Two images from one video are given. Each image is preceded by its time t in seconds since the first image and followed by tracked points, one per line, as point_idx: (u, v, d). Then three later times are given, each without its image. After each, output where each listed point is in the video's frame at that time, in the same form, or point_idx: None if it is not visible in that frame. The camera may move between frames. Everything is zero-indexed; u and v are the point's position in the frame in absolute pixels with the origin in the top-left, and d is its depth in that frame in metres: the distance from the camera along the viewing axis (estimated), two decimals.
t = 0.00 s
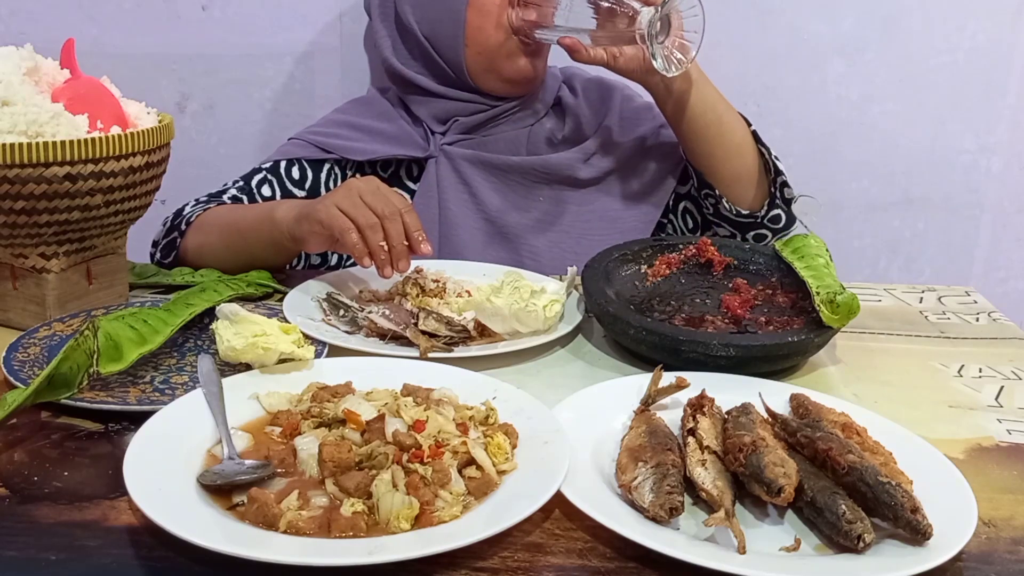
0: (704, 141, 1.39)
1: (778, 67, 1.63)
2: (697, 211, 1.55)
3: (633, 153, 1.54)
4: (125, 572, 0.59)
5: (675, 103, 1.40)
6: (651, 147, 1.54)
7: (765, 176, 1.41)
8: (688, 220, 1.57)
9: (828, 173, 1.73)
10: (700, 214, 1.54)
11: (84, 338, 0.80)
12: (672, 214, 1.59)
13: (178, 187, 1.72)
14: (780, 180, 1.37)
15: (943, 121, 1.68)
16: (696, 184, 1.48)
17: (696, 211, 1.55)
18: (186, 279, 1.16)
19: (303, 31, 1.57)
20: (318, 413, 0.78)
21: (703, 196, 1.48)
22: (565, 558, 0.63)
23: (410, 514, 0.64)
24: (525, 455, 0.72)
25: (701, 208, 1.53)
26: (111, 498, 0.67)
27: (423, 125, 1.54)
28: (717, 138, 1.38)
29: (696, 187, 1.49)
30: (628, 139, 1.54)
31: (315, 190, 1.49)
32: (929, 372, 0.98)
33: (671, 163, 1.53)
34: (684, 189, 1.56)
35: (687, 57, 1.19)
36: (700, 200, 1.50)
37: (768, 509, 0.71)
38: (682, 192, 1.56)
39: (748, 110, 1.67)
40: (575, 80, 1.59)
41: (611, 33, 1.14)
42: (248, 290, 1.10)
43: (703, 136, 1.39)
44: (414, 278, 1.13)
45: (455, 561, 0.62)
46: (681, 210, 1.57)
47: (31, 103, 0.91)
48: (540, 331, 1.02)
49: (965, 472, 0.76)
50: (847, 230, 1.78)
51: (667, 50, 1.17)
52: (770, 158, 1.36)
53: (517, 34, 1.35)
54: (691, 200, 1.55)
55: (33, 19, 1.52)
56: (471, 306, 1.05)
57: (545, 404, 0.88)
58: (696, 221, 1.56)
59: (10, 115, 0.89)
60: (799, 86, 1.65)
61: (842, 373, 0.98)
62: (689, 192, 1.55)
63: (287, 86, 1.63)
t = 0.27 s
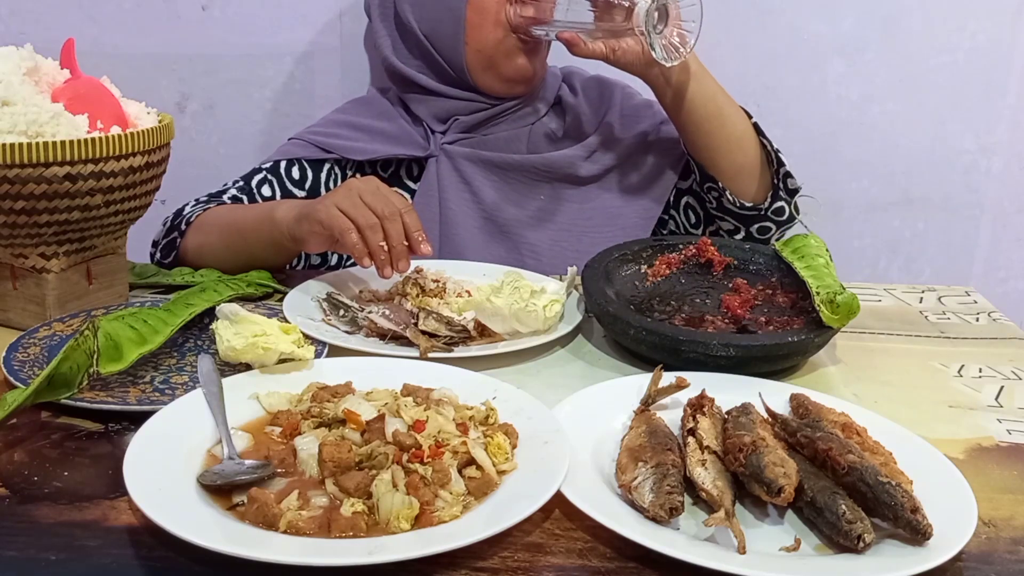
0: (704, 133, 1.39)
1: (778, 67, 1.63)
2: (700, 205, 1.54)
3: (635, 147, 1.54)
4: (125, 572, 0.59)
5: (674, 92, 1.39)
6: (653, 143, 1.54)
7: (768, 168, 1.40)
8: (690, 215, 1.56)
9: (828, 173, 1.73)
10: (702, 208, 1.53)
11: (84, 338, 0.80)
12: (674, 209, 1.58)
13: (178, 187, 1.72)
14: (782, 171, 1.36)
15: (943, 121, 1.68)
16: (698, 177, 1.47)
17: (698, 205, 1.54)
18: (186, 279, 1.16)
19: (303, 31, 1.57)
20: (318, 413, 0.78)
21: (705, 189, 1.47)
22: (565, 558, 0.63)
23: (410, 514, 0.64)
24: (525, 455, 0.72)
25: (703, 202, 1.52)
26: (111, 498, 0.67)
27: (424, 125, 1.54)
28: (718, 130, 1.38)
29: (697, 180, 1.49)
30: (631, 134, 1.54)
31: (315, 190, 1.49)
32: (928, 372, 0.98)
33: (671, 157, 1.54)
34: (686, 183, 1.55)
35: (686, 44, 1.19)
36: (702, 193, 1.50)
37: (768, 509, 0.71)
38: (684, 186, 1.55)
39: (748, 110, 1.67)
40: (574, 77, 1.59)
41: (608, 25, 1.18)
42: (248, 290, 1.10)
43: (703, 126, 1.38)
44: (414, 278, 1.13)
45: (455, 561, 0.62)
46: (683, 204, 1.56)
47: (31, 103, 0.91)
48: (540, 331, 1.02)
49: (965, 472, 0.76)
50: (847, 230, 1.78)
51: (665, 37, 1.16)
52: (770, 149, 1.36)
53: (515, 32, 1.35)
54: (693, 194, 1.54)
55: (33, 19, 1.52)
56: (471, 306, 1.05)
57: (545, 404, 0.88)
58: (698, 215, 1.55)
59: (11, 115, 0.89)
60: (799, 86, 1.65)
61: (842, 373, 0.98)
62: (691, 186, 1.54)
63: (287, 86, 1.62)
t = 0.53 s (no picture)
0: (704, 125, 1.38)
1: (778, 67, 1.63)
2: (701, 200, 1.53)
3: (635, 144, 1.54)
4: (125, 573, 0.59)
5: (673, 84, 1.38)
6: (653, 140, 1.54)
7: (770, 160, 1.39)
8: (692, 210, 1.55)
9: (828, 173, 1.73)
10: (704, 204, 1.52)
11: (84, 338, 0.80)
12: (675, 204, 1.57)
13: (178, 187, 1.72)
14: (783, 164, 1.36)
15: (943, 121, 1.68)
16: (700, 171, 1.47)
17: (700, 200, 1.53)
18: (186, 279, 1.16)
19: (303, 31, 1.57)
20: (318, 413, 0.78)
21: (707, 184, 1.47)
22: (565, 558, 0.63)
23: (410, 515, 0.64)
24: (525, 455, 0.72)
25: (705, 198, 1.51)
26: (111, 498, 0.67)
27: (424, 125, 1.54)
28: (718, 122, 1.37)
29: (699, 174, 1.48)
30: (632, 130, 1.54)
31: (315, 190, 1.49)
32: (928, 372, 0.98)
33: (671, 154, 1.53)
34: (688, 178, 1.55)
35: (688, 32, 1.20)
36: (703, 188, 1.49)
37: (768, 509, 0.71)
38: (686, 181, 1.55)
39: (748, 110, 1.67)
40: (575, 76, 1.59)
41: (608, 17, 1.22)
42: (248, 290, 1.10)
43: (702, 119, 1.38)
44: (414, 278, 1.13)
45: (455, 561, 0.62)
46: (685, 200, 1.55)
47: (31, 103, 0.91)
48: (540, 331, 1.02)
49: (965, 472, 0.76)
50: (847, 230, 1.78)
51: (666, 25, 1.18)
52: (771, 141, 1.35)
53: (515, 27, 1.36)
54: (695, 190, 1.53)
55: (33, 19, 1.52)
56: (471, 306, 1.05)
57: (545, 404, 0.88)
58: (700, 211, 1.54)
59: (11, 115, 0.89)
60: (799, 86, 1.65)
61: (843, 373, 0.98)
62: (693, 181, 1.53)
63: (287, 86, 1.62)
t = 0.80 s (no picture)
0: (707, 117, 1.38)
1: (778, 67, 1.63)
2: (705, 194, 1.51)
3: (636, 144, 1.54)
4: (125, 572, 0.59)
5: (674, 73, 1.38)
6: (653, 139, 1.54)
7: (773, 151, 1.39)
8: (696, 204, 1.53)
9: (828, 173, 1.73)
10: (707, 198, 1.51)
11: (84, 338, 0.80)
12: (678, 199, 1.56)
13: (178, 187, 1.72)
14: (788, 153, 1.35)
15: (943, 121, 1.68)
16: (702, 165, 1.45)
17: (704, 195, 1.51)
18: (186, 279, 1.16)
19: (304, 31, 1.57)
20: (318, 413, 0.78)
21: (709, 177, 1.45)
22: (565, 558, 0.63)
23: (410, 515, 0.64)
24: (525, 455, 0.72)
25: (708, 192, 1.49)
26: (111, 498, 0.67)
27: (424, 125, 1.54)
28: (721, 113, 1.37)
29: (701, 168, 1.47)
30: (632, 127, 1.53)
31: (316, 190, 1.49)
32: (928, 372, 0.98)
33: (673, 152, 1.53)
34: (691, 173, 1.53)
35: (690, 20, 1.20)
36: (706, 182, 1.48)
37: (768, 509, 0.71)
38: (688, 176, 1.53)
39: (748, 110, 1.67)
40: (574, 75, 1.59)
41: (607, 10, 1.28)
42: (248, 290, 1.10)
43: (704, 109, 1.38)
44: (414, 278, 1.13)
45: (455, 561, 0.62)
46: (688, 194, 1.54)
47: (31, 103, 0.91)
48: (540, 331, 1.02)
49: (965, 472, 0.76)
50: (847, 230, 1.78)
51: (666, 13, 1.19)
52: (775, 133, 1.35)
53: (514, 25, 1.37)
54: (698, 184, 1.52)
55: (33, 19, 1.52)
56: (471, 306, 1.05)
57: (545, 404, 0.88)
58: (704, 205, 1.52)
59: (11, 115, 0.89)
60: (799, 86, 1.65)
61: (843, 373, 0.98)
62: (695, 176, 1.52)
63: (287, 85, 1.62)
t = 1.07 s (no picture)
0: (712, 115, 1.38)
1: (778, 67, 1.63)
2: (707, 194, 1.51)
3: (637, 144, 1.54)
4: (125, 572, 0.59)
5: (681, 71, 1.38)
6: (655, 140, 1.54)
7: (775, 150, 1.40)
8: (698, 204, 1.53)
9: (828, 173, 1.73)
10: (711, 197, 1.51)
11: (84, 338, 0.80)
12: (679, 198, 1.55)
13: (178, 187, 1.72)
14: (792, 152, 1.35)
15: (943, 121, 1.68)
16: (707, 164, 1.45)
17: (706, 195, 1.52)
18: (186, 279, 1.16)
19: (304, 31, 1.57)
20: (318, 413, 0.78)
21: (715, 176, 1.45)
22: (565, 558, 0.63)
23: (410, 514, 0.64)
24: (525, 455, 0.72)
25: (712, 192, 1.49)
26: (111, 498, 0.67)
27: (425, 125, 1.54)
28: (725, 112, 1.37)
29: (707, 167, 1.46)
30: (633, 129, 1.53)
31: (316, 190, 1.49)
32: (928, 372, 0.98)
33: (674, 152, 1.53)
34: (693, 173, 1.53)
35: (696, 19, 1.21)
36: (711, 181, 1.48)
37: (768, 509, 0.71)
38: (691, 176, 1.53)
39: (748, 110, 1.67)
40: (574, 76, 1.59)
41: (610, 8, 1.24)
42: (248, 290, 1.10)
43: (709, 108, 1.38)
44: (414, 278, 1.13)
45: (455, 561, 0.62)
46: (690, 194, 1.54)
47: (32, 103, 0.91)
48: (540, 331, 1.02)
49: (965, 472, 0.76)
50: (847, 230, 1.78)
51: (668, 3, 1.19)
52: (780, 132, 1.36)
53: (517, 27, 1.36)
54: (701, 184, 1.52)
55: (33, 19, 1.52)
56: (471, 306, 1.05)
57: (545, 404, 0.88)
58: (705, 206, 1.52)
59: (11, 115, 0.89)
60: (799, 86, 1.65)
61: (843, 373, 0.98)
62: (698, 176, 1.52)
63: (287, 85, 1.62)
